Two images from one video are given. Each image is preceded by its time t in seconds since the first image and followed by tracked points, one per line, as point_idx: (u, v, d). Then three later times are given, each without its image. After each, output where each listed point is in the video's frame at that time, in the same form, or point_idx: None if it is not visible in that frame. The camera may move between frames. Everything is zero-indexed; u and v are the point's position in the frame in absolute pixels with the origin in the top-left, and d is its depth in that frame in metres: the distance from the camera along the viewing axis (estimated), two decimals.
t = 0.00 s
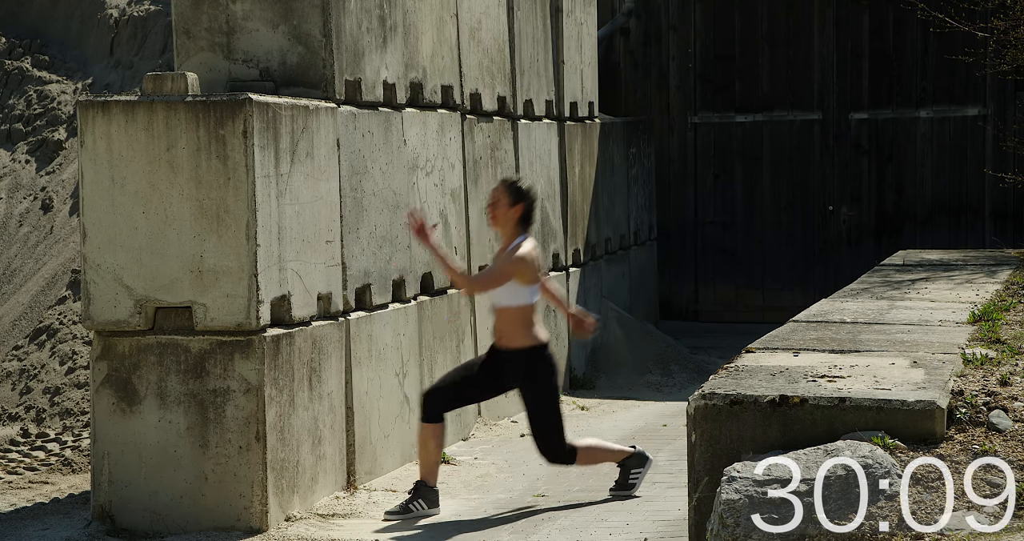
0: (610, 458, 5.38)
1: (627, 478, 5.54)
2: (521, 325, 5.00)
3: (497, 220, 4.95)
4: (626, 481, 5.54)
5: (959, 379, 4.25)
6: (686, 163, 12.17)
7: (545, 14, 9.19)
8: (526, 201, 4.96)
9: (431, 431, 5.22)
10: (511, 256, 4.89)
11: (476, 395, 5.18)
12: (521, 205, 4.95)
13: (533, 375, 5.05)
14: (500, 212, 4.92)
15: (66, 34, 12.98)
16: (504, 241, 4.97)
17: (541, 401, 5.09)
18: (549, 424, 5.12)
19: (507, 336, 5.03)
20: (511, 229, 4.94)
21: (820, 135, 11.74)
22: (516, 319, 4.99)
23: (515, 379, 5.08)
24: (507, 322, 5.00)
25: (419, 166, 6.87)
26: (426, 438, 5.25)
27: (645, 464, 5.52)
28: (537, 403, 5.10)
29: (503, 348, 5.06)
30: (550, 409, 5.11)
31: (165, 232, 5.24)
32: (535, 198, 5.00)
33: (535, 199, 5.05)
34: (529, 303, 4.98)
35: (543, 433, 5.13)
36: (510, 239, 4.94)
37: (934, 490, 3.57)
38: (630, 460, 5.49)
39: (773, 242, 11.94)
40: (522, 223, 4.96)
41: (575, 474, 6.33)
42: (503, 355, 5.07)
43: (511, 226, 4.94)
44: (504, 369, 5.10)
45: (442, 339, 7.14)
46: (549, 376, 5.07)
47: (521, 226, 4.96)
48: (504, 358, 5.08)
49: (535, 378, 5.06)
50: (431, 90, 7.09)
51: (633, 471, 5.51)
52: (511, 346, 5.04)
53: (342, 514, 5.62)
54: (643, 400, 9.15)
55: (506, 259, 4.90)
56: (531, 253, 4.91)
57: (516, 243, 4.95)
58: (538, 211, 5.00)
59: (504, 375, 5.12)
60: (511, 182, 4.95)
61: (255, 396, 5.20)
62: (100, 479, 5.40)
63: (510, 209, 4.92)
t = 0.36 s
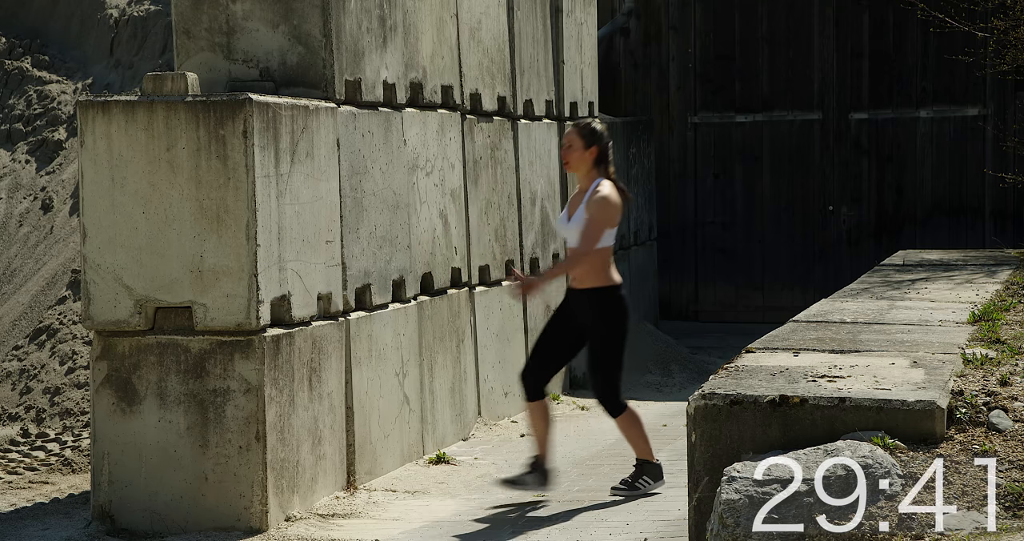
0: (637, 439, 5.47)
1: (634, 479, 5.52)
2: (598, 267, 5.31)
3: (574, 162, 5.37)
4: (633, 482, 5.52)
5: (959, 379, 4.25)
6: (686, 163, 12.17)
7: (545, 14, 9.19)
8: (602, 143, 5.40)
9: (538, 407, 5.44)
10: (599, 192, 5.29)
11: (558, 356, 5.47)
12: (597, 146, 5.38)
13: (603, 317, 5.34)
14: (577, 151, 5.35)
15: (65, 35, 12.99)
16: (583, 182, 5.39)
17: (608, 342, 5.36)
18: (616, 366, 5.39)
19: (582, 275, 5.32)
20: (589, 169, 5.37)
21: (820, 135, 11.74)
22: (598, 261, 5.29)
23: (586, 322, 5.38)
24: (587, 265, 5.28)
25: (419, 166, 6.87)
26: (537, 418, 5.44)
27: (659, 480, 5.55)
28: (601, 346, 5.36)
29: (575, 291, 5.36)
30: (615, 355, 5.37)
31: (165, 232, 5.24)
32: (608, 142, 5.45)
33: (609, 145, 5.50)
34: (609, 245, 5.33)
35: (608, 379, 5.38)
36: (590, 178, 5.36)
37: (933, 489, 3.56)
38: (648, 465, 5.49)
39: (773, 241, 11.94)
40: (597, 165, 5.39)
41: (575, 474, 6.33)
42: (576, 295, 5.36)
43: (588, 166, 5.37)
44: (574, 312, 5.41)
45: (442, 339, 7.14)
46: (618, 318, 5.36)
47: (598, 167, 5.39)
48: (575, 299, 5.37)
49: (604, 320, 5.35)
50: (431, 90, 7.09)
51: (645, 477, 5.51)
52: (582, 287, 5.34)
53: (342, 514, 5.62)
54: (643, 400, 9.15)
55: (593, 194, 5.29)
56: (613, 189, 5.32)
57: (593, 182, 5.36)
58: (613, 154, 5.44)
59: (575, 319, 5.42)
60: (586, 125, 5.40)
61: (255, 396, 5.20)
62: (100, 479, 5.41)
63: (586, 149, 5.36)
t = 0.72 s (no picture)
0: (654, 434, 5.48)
1: (636, 478, 5.50)
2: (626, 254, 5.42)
3: (602, 152, 5.48)
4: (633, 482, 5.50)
5: (959, 379, 4.25)
6: (686, 163, 12.16)
7: (544, 14, 9.19)
8: (627, 132, 5.52)
9: (623, 408, 5.60)
10: (629, 179, 5.36)
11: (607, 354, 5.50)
12: (623, 134, 5.50)
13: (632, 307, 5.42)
14: (604, 140, 5.47)
15: (65, 35, 12.99)
16: (611, 170, 5.47)
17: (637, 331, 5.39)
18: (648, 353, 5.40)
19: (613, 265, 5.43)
20: (616, 157, 5.46)
21: (820, 135, 11.75)
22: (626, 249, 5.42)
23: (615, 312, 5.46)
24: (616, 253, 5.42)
25: (419, 166, 6.87)
26: (624, 418, 5.60)
27: (659, 485, 5.55)
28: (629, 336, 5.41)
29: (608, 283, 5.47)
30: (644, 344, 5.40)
31: (166, 232, 5.23)
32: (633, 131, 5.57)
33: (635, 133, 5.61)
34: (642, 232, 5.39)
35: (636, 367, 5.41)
36: (618, 166, 5.45)
37: (934, 490, 3.56)
38: (651, 466, 5.50)
39: (773, 241, 11.95)
40: (625, 153, 5.49)
41: (576, 474, 6.33)
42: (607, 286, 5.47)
43: (616, 155, 5.46)
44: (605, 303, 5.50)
45: (442, 339, 7.14)
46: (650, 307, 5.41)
47: (625, 155, 5.48)
48: (606, 291, 5.49)
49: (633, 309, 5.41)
50: (431, 90, 7.09)
51: (646, 479, 5.50)
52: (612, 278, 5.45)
53: (342, 514, 5.62)
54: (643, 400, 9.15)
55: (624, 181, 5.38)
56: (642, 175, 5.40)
57: (622, 169, 5.45)
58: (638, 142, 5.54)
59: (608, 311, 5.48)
60: (611, 114, 5.52)
61: (255, 396, 5.20)
62: (100, 479, 5.41)
63: (613, 138, 5.47)
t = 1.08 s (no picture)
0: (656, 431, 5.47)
1: (636, 479, 5.50)
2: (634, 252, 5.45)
3: (611, 152, 5.51)
4: (632, 482, 5.50)
5: (959, 379, 4.25)
6: (686, 163, 12.16)
7: (544, 13, 9.18)
8: (637, 132, 5.55)
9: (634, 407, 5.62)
10: (639, 178, 5.39)
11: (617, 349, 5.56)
12: (633, 135, 5.53)
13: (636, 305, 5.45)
14: (614, 140, 5.50)
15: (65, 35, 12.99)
16: (620, 170, 5.50)
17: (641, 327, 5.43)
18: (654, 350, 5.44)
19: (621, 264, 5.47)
20: (626, 157, 5.50)
21: (820, 135, 11.75)
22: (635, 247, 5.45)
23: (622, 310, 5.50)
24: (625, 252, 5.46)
25: (419, 166, 6.87)
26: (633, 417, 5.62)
27: (659, 486, 5.54)
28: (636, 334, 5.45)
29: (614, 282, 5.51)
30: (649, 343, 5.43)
31: (166, 232, 5.24)
32: (642, 131, 5.60)
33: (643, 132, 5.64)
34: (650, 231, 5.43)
35: (643, 366, 5.43)
36: (627, 166, 5.48)
37: (934, 490, 3.56)
38: (651, 466, 5.49)
39: (773, 241, 11.95)
40: (634, 153, 5.53)
41: (576, 474, 6.33)
42: (614, 285, 5.51)
43: (626, 155, 5.50)
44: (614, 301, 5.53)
45: (442, 338, 7.14)
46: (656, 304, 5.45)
47: (634, 155, 5.52)
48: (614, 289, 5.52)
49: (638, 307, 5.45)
50: (431, 90, 7.09)
51: (647, 478, 5.49)
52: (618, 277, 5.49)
53: (342, 514, 5.62)
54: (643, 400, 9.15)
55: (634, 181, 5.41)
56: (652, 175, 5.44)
57: (631, 169, 5.48)
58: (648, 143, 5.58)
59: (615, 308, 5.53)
60: (619, 114, 5.54)
61: (255, 396, 5.20)
62: (100, 478, 5.41)
63: (623, 138, 5.51)
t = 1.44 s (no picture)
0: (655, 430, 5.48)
1: (635, 479, 5.49)
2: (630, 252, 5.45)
3: (609, 152, 5.51)
4: (632, 482, 5.50)
5: (959, 379, 4.25)
6: (686, 163, 12.16)
7: (544, 13, 9.18)
8: (634, 133, 5.56)
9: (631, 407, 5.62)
10: (637, 178, 5.40)
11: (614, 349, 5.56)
12: (630, 135, 5.53)
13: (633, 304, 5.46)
14: (612, 140, 5.49)
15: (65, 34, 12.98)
16: (617, 170, 5.51)
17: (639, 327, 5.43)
18: (652, 351, 5.43)
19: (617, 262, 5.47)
20: (623, 157, 5.50)
21: (820, 135, 11.75)
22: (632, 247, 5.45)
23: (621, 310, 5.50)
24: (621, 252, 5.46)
25: (419, 166, 6.87)
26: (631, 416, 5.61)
27: (659, 485, 5.54)
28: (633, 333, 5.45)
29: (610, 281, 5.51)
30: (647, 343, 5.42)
31: (166, 232, 5.23)
32: (640, 132, 5.61)
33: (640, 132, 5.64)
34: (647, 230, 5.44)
35: (642, 366, 5.42)
36: (625, 167, 5.48)
37: (933, 489, 3.56)
38: (650, 466, 5.49)
39: (773, 241, 11.95)
40: (631, 154, 5.54)
41: (576, 474, 6.33)
42: (611, 285, 5.51)
43: (623, 156, 5.50)
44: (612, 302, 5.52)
45: (442, 338, 7.14)
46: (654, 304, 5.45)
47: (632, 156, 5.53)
48: (611, 289, 5.51)
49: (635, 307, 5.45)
50: (431, 90, 7.09)
51: (646, 478, 5.49)
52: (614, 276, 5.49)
53: (342, 514, 5.62)
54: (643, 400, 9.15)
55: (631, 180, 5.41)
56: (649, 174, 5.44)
57: (629, 169, 5.48)
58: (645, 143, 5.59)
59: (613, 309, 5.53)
60: (617, 114, 5.54)
61: (255, 396, 5.20)
62: (100, 479, 5.41)
63: (621, 138, 5.51)
